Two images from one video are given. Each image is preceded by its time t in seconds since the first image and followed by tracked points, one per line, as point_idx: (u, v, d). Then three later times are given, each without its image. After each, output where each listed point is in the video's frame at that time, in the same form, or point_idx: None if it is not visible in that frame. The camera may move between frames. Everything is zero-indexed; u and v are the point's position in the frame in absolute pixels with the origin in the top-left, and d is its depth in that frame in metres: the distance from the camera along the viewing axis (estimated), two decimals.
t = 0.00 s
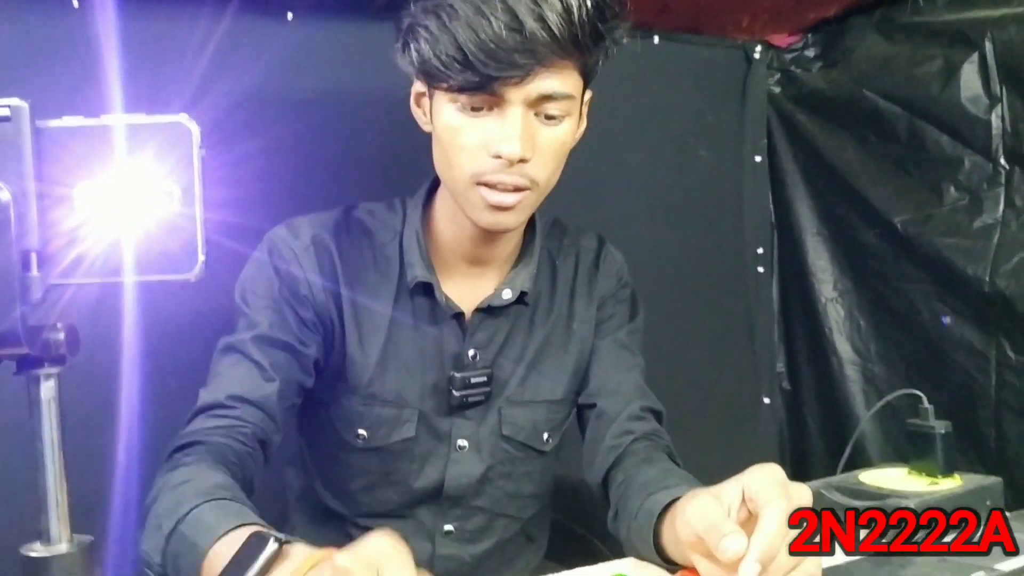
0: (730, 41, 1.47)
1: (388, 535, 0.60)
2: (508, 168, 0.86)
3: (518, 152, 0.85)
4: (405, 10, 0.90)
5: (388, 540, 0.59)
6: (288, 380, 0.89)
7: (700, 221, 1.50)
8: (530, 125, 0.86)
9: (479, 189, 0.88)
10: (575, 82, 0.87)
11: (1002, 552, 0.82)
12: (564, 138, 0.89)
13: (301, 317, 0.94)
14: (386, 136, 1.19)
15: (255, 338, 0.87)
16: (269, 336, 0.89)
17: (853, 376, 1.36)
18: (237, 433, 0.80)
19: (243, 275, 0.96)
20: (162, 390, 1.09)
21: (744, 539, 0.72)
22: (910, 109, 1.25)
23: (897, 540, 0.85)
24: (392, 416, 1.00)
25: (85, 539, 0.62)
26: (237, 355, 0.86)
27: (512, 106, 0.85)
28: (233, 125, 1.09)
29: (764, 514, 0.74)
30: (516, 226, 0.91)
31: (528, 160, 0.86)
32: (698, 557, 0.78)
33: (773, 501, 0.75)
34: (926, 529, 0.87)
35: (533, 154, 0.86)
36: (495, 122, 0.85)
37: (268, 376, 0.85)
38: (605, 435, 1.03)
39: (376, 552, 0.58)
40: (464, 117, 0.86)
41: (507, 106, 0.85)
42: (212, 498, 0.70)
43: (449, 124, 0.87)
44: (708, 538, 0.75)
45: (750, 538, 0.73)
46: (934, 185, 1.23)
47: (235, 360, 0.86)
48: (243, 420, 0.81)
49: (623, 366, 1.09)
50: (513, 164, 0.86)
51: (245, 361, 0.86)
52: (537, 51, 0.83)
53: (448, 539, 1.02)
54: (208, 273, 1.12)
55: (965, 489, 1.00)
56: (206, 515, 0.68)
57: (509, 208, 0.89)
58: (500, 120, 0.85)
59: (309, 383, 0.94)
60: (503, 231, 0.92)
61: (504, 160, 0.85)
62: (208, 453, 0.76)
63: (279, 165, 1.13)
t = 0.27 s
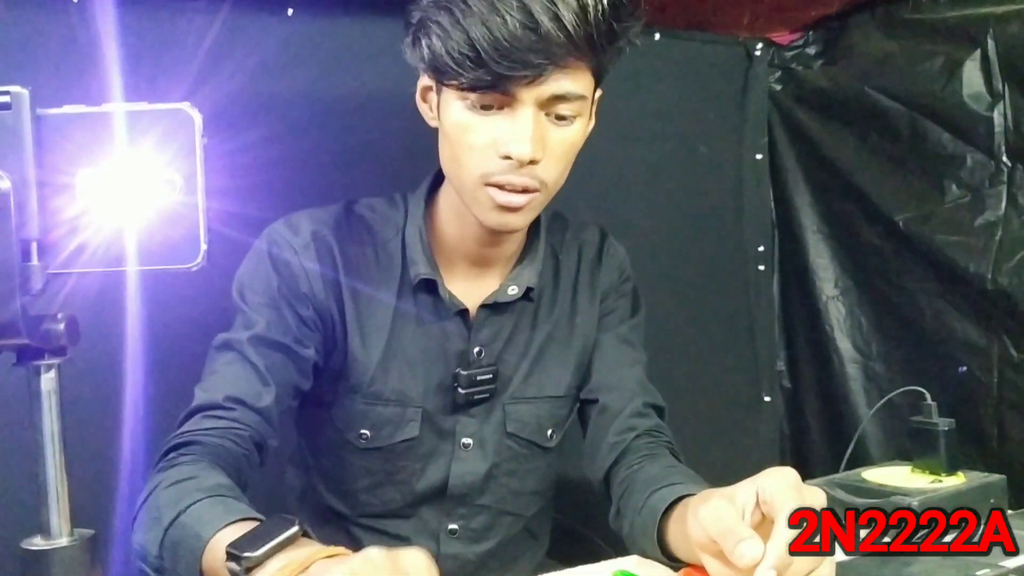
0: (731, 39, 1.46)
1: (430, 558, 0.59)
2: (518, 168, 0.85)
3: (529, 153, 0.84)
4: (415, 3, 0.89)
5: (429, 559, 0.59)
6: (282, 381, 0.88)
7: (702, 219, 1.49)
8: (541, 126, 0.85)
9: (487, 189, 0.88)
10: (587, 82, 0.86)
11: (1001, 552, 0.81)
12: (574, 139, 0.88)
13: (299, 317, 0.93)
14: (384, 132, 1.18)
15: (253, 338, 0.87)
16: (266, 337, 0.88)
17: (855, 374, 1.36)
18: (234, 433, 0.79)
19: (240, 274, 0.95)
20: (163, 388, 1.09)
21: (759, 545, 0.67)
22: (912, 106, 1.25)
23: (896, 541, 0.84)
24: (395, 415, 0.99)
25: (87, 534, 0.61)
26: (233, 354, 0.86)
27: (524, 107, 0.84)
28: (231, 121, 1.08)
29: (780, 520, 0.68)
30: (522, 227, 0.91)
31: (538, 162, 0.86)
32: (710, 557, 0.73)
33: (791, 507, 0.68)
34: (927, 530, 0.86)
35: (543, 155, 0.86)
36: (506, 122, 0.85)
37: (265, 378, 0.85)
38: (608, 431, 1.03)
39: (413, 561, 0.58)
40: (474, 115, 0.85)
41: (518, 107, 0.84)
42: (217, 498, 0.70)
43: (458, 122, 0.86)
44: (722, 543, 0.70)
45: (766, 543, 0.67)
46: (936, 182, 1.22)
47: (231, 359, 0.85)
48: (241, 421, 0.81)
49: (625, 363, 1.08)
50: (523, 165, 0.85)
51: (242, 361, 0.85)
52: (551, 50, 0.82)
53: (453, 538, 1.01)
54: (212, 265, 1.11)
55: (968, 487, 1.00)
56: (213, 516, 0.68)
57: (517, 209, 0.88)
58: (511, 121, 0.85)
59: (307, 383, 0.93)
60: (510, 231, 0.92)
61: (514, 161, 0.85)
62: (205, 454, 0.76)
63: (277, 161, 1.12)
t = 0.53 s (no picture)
0: (728, 39, 1.46)
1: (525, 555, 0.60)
2: (517, 170, 0.85)
3: (528, 155, 0.84)
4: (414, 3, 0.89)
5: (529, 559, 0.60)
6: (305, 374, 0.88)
7: (700, 219, 1.49)
8: (540, 127, 0.85)
9: (486, 191, 0.87)
10: (586, 83, 0.86)
11: (1001, 552, 0.82)
12: (573, 140, 0.88)
13: (312, 312, 0.93)
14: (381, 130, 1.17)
15: (271, 333, 0.86)
16: (283, 332, 0.88)
17: (851, 374, 1.36)
18: (265, 430, 0.79)
19: (244, 271, 0.94)
20: (161, 387, 1.08)
21: (757, 550, 0.66)
22: (910, 107, 1.25)
23: (897, 541, 0.85)
24: (395, 415, 0.99)
25: (82, 532, 0.61)
26: (250, 352, 0.85)
27: (523, 108, 0.84)
28: (226, 119, 1.08)
29: (779, 527, 0.68)
30: (521, 229, 0.91)
31: (537, 163, 0.85)
32: (705, 560, 0.73)
33: (792, 511, 0.68)
34: (926, 530, 0.87)
35: (542, 157, 0.85)
36: (504, 123, 0.85)
37: (286, 373, 0.85)
38: (606, 430, 1.03)
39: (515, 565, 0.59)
40: (472, 116, 0.85)
41: (517, 108, 0.84)
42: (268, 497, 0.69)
43: (456, 124, 0.86)
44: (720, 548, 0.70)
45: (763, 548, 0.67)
46: (933, 183, 1.22)
47: (248, 357, 0.84)
48: (269, 418, 0.80)
49: (623, 362, 1.08)
50: (522, 166, 0.85)
51: (260, 358, 0.85)
52: (550, 50, 0.82)
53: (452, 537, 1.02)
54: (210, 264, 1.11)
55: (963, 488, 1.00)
56: (270, 513, 0.68)
57: (516, 211, 0.88)
58: (509, 122, 0.84)
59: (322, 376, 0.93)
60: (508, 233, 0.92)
61: (513, 162, 0.85)
62: (236, 453, 0.75)
63: (275, 159, 1.12)
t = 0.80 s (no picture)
0: (725, 39, 1.46)
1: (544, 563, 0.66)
2: (522, 170, 0.85)
3: (533, 154, 0.84)
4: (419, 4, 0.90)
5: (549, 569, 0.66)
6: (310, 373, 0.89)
7: (698, 218, 1.50)
8: (545, 126, 0.85)
9: (491, 191, 0.87)
10: (590, 83, 0.86)
11: (1001, 552, 0.82)
12: (578, 140, 0.88)
13: (319, 311, 0.93)
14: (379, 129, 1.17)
15: (278, 333, 0.86)
16: (291, 332, 0.88)
17: (847, 374, 1.36)
18: (277, 433, 0.79)
19: (250, 268, 0.94)
20: (160, 384, 1.08)
21: (756, 550, 0.67)
22: (906, 107, 1.25)
23: (896, 540, 0.85)
24: (398, 411, 0.99)
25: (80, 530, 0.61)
26: (258, 352, 0.85)
27: (528, 107, 0.84)
28: (224, 117, 1.08)
29: (778, 527, 0.68)
30: (526, 229, 0.91)
31: (542, 163, 0.85)
32: (704, 557, 0.74)
33: (792, 511, 0.68)
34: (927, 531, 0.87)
35: (547, 157, 0.85)
36: (509, 123, 0.85)
37: (295, 374, 0.85)
38: (605, 426, 1.03)
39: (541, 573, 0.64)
40: (477, 116, 0.85)
41: (522, 108, 0.84)
42: (287, 507, 0.70)
43: (462, 124, 0.86)
44: (719, 546, 0.70)
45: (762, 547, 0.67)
46: (929, 183, 1.23)
47: (256, 358, 0.84)
48: (280, 421, 0.80)
49: (623, 360, 1.08)
50: (527, 166, 0.85)
51: (269, 359, 0.85)
52: (555, 50, 0.82)
53: (452, 534, 1.02)
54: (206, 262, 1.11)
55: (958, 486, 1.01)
56: (290, 524, 0.68)
57: (521, 211, 0.88)
58: (514, 122, 0.84)
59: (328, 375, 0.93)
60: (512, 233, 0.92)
61: (518, 162, 0.85)
62: (249, 457, 0.76)
63: (273, 157, 1.12)
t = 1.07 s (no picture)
0: (726, 37, 1.46)
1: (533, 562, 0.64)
2: (526, 166, 0.85)
3: (538, 150, 0.84)
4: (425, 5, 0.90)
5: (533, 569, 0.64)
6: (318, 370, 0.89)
7: (700, 217, 1.50)
8: (550, 123, 0.85)
9: (496, 188, 0.87)
10: (595, 80, 0.86)
11: (1000, 552, 0.81)
12: (583, 137, 0.87)
13: (325, 308, 0.93)
14: (381, 126, 1.17)
15: (284, 330, 0.86)
16: (298, 329, 0.87)
17: (847, 372, 1.36)
18: (280, 429, 0.79)
19: (258, 263, 0.93)
20: (163, 381, 1.08)
21: (761, 547, 0.67)
22: (907, 106, 1.25)
23: (896, 540, 0.85)
24: (405, 409, 0.99)
25: (84, 526, 0.61)
26: (264, 350, 0.85)
27: (533, 104, 0.83)
28: (226, 114, 1.08)
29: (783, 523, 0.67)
30: (532, 226, 0.90)
31: (547, 160, 0.85)
32: (707, 551, 0.74)
33: (792, 510, 0.68)
34: (927, 530, 0.87)
35: (552, 153, 0.85)
36: (514, 119, 0.84)
37: (302, 370, 0.85)
38: (607, 424, 1.03)
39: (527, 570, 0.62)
40: (482, 113, 0.85)
41: (527, 105, 0.84)
42: (282, 507, 0.69)
43: (467, 120, 0.86)
44: (724, 542, 0.70)
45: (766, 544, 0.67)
46: (930, 181, 1.22)
47: (262, 355, 0.84)
48: (284, 417, 0.80)
49: (626, 358, 1.08)
50: (532, 162, 0.85)
51: (274, 356, 0.84)
52: (560, 47, 0.82)
53: (457, 532, 1.02)
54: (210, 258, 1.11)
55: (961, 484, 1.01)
56: (285, 525, 0.67)
57: (525, 207, 0.88)
58: (519, 118, 0.84)
59: (334, 371, 0.93)
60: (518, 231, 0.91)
61: (523, 158, 0.84)
62: (251, 452, 0.75)
63: (275, 154, 1.12)
